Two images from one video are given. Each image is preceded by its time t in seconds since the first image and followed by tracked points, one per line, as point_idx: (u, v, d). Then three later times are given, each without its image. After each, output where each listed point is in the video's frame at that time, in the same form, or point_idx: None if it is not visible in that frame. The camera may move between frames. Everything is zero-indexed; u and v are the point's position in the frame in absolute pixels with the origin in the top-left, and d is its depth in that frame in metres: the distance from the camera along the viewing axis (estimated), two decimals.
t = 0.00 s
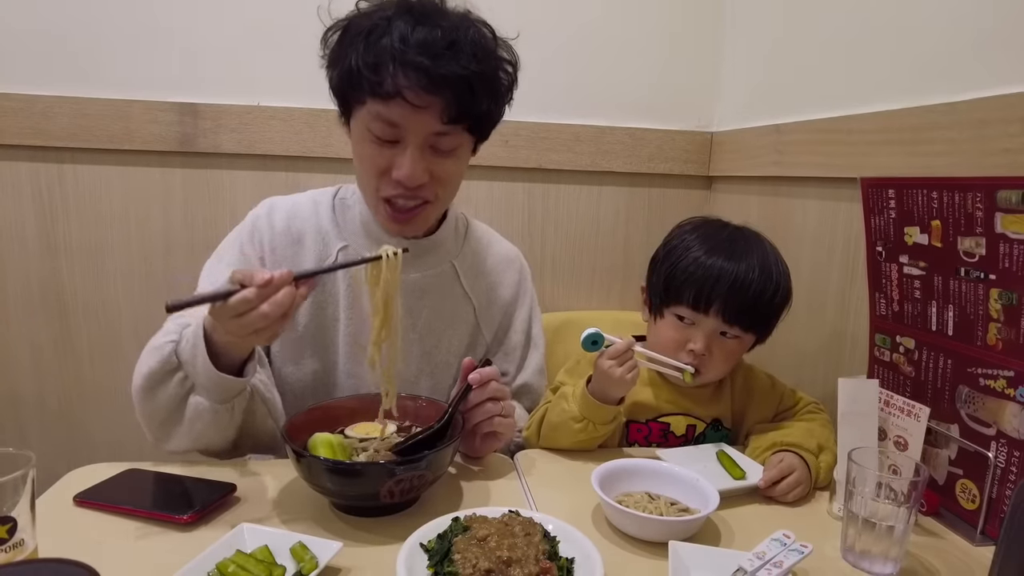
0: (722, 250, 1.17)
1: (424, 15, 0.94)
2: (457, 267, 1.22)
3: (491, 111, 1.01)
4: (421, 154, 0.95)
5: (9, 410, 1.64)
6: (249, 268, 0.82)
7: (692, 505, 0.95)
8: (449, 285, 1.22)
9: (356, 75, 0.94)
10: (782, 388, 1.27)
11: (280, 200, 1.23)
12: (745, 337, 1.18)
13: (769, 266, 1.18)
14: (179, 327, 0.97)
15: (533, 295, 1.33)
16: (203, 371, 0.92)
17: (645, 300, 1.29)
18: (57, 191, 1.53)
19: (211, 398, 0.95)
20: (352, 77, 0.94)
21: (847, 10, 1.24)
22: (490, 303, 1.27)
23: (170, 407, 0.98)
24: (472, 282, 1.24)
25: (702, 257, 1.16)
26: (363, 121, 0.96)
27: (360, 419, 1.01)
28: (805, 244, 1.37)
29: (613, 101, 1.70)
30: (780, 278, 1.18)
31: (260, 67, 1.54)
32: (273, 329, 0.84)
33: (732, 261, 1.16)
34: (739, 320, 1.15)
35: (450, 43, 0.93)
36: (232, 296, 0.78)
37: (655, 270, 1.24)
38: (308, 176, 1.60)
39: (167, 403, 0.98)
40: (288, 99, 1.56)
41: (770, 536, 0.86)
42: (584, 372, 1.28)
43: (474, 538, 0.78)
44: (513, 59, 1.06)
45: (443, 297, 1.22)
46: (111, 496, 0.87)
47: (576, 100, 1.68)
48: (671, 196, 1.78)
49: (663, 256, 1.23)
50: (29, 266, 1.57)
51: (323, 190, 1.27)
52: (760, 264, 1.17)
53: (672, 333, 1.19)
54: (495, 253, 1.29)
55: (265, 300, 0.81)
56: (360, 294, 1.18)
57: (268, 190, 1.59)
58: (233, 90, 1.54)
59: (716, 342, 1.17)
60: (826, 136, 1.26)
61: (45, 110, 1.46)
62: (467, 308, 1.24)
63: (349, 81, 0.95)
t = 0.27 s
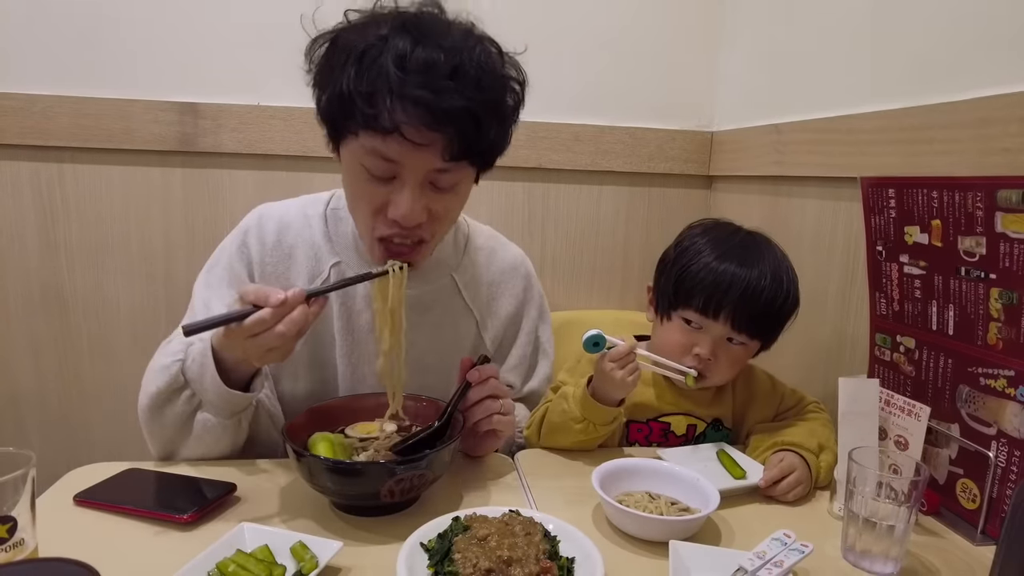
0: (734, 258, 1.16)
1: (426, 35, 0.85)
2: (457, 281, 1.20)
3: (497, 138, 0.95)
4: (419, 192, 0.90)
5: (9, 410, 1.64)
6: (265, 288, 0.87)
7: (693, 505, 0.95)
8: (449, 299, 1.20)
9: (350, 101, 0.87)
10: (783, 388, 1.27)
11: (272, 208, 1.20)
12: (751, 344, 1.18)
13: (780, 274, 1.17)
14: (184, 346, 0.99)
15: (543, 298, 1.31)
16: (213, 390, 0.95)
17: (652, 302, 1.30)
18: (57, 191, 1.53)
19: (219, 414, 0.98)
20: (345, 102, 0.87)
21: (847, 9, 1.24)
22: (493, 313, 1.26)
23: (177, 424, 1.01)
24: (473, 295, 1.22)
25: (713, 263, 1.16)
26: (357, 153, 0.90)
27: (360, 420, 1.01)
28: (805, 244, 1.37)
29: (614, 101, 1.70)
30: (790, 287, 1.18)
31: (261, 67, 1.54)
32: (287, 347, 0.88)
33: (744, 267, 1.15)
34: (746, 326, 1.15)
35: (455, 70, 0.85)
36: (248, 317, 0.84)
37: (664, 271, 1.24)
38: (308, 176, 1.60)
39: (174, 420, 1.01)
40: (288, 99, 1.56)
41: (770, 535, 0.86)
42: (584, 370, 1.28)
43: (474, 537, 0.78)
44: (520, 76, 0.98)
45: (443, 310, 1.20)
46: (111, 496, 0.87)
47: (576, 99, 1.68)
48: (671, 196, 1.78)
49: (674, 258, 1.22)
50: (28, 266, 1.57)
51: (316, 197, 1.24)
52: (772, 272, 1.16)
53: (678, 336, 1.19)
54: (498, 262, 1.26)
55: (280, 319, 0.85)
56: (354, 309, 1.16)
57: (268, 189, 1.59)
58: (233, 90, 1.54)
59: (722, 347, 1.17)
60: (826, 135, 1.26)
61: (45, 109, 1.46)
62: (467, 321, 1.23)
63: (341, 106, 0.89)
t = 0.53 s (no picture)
0: (740, 259, 1.16)
1: (433, 82, 0.74)
2: (455, 293, 1.19)
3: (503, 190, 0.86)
4: (412, 243, 0.84)
5: (9, 409, 1.64)
6: (274, 299, 0.90)
7: (693, 505, 0.95)
8: (449, 310, 1.19)
9: (342, 148, 0.78)
10: (786, 388, 1.26)
11: (264, 215, 1.18)
12: (757, 346, 1.18)
13: (785, 276, 1.17)
14: (188, 354, 1.00)
15: (548, 304, 1.29)
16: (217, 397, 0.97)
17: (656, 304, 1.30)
18: (57, 190, 1.53)
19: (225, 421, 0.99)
20: (337, 147, 0.79)
21: (848, 8, 1.24)
22: (493, 322, 1.25)
23: (182, 431, 1.01)
24: (472, 306, 1.21)
25: (718, 266, 1.16)
26: (349, 197, 0.83)
27: (361, 420, 1.01)
28: (806, 244, 1.37)
29: (614, 101, 1.70)
30: (795, 289, 1.18)
31: (261, 66, 1.54)
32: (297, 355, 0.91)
33: (750, 269, 1.15)
34: (753, 329, 1.15)
35: (462, 129, 0.74)
36: (258, 327, 0.86)
37: (669, 274, 1.24)
38: (308, 175, 1.60)
39: (178, 428, 1.01)
40: (289, 99, 1.56)
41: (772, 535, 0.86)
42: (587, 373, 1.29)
43: (476, 537, 0.78)
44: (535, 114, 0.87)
45: (441, 321, 1.19)
46: (112, 496, 0.87)
47: (577, 99, 1.68)
48: (672, 196, 1.77)
49: (678, 260, 1.22)
50: (29, 266, 1.57)
51: (308, 203, 1.21)
52: (777, 273, 1.16)
53: (684, 340, 1.19)
54: (499, 271, 1.24)
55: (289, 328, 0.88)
56: (347, 322, 1.14)
57: (268, 189, 1.59)
58: (233, 89, 1.54)
59: (728, 351, 1.17)
60: (826, 135, 1.26)
61: (45, 109, 1.46)
62: (466, 331, 1.22)
63: (332, 148, 0.80)
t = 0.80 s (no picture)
0: (738, 256, 1.16)
1: (423, 117, 0.72)
2: (455, 298, 1.19)
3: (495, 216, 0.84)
4: (400, 265, 0.83)
5: (9, 409, 1.64)
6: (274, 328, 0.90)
7: (693, 505, 0.95)
8: (449, 315, 1.19)
9: (332, 175, 0.77)
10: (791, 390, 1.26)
11: (261, 219, 1.18)
12: (763, 343, 1.18)
13: (785, 270, 1.17)
14: (188, 363, 0.99)
15: (549, 304, 1.29)
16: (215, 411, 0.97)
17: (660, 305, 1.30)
18: (57, 190, 1.53)
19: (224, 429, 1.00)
20: (327, 173, 0.78)
21: (849, 8, 1.24)
22: (494, 325, 1.25)
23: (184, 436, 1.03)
24: (473, 309, 1.21)
25: (717, 264, 1.16)
26: (342, 219, 0.82)
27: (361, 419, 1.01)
28: (807, 244, 1.37)
29: (614, 101, 1.70)
30: (796, 283, 1.17)
31: (262, 66, 1.54)
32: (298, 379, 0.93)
33: (749, 266, 1.15)
34: (756, 326, 1.15)
35: (452, 166, 0.73)
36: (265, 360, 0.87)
37: (670, 276, 1.24)
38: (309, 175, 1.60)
39: (180, 434, 1.03)
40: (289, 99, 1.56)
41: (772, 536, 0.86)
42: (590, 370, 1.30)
43: (476, 537, 0.78)
44: (533, 139, 0.85)
45: (441, 325, 1.19)
46: (112, 497, 0.87)
47: (577, 99, 1.68)
48: (672, 196, 1.77)
49: (678, 262, 1.23)
50: (29, 266, 1.57)
51: (307, 207, 1.21)
52: (776, 268, 1.16)
53: (688, 339, 1.20)
54: (500, 274, 1.23)
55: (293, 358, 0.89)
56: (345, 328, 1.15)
57: (269, 189, 1.59)
58: (233, 89, 1.54)
59: (734, 347, 1.17)
60: (827, 134, 1.26)
61: (45, 109, 1.46)
62: (467, 335, 1.22)
63: (323, 173, 0.79)
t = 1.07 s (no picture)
0: (740, 258, 1.16)
1: (419, 133, 0.71)
2: (455, 298, 1.19)
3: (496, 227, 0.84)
4: (402, 275, 0.84)
5: (9, 409, 1.64)
6: (202, 347, 0.91)
7: (693, 505, 0.95)
8: (448, 315, 1.19)
9: (329, 191, 0.77)
10: (794, 392, 1.26)
11: (256, 224, 1.17)
12: (763, 346, 1.18)
13: (786, 273, 1.16)
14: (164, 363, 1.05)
15: (549, 306, 1.29)
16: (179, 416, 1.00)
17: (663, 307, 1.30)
18: (57, 189, 1.53)
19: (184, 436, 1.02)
20: (323, 190, 0.77)
21: (849, 7, 1.24)
22: (494, 326, 1.25)
23: (155, 432, 1.07)
24: (473, 310, 1.21)
25: (718, 264, 1.16)
26: (343, 232, 0.83)
27: (360, 418, 1.01)
28: (807, 243, 1.37)
29: (614, 101, 1.70)
30: (798, 285, 1.17)
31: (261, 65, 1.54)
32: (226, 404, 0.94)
33: (747, 269, 1.15)
34: (755, 327, 1.15)
35: (450, 182, 0.73)
36: (181, 372, 0.89)
37: (671, 277, 1.24)
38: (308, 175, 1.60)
39: (151, 428, 1.07)
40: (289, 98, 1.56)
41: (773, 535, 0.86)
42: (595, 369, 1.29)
43: (476, 537, 0.78)
44: (530, 147, 0.85)
45: (441, 327, 1.19)
46: (111, 496, 0.87)
47: (577, 98, 1.68)
48: (672, 195, 1.77)
49: (679, 264, 1.23)
50: (29, 265, 1.57)
51: (304, 211, 1.21)
52: (777, 271, 1.16)
53: (688, 341, 1.21)
54: (500, 275, 1.23)
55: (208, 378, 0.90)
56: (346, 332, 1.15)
57: (269, 188, 1.59)
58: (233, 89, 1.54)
59: (734, 349, 1.17)
60: (827, 133, 1.26)
61: (46, 108, 1.46)
62: (467, 337, 1.21)
63: (319, 189, 0.78)
